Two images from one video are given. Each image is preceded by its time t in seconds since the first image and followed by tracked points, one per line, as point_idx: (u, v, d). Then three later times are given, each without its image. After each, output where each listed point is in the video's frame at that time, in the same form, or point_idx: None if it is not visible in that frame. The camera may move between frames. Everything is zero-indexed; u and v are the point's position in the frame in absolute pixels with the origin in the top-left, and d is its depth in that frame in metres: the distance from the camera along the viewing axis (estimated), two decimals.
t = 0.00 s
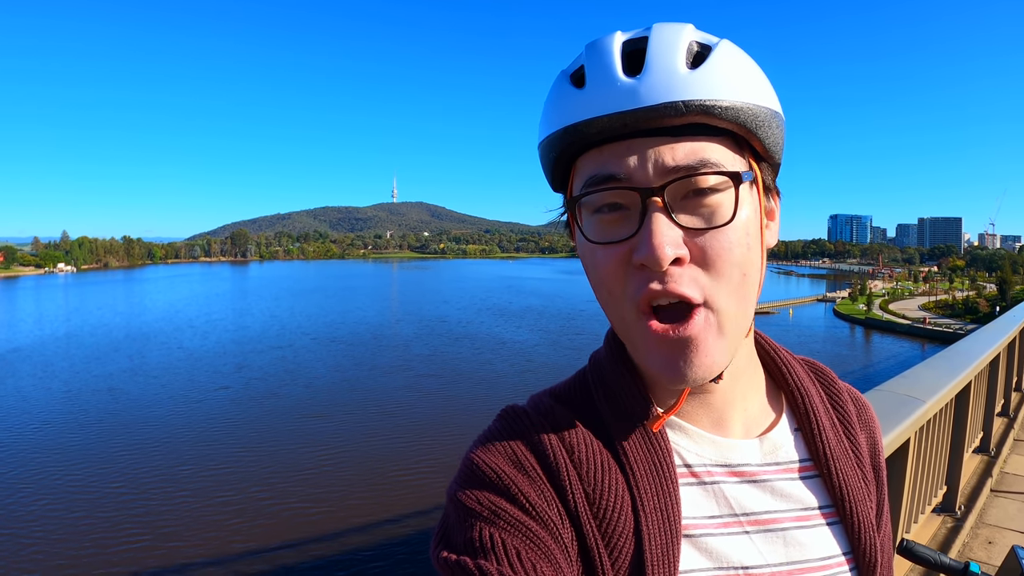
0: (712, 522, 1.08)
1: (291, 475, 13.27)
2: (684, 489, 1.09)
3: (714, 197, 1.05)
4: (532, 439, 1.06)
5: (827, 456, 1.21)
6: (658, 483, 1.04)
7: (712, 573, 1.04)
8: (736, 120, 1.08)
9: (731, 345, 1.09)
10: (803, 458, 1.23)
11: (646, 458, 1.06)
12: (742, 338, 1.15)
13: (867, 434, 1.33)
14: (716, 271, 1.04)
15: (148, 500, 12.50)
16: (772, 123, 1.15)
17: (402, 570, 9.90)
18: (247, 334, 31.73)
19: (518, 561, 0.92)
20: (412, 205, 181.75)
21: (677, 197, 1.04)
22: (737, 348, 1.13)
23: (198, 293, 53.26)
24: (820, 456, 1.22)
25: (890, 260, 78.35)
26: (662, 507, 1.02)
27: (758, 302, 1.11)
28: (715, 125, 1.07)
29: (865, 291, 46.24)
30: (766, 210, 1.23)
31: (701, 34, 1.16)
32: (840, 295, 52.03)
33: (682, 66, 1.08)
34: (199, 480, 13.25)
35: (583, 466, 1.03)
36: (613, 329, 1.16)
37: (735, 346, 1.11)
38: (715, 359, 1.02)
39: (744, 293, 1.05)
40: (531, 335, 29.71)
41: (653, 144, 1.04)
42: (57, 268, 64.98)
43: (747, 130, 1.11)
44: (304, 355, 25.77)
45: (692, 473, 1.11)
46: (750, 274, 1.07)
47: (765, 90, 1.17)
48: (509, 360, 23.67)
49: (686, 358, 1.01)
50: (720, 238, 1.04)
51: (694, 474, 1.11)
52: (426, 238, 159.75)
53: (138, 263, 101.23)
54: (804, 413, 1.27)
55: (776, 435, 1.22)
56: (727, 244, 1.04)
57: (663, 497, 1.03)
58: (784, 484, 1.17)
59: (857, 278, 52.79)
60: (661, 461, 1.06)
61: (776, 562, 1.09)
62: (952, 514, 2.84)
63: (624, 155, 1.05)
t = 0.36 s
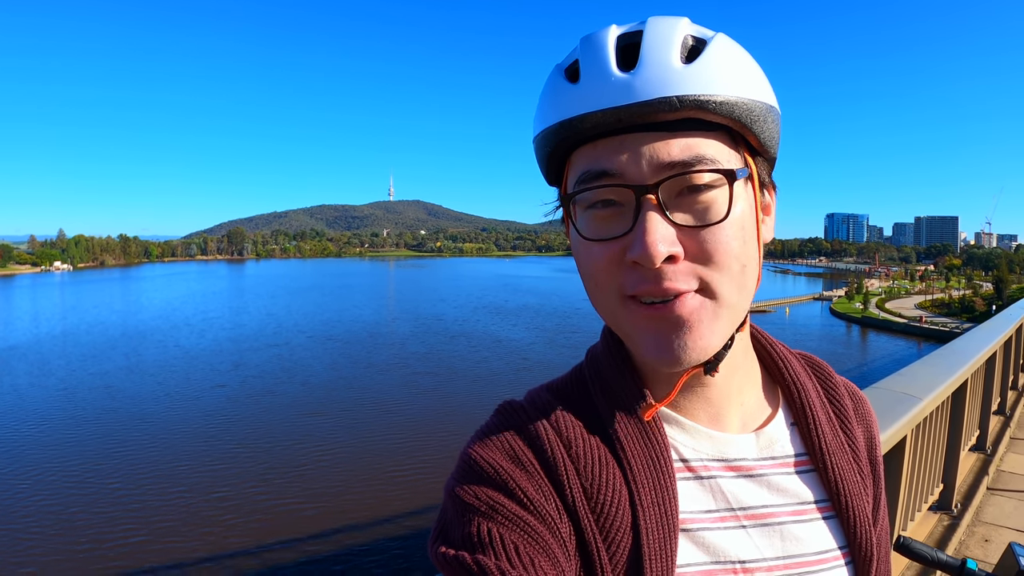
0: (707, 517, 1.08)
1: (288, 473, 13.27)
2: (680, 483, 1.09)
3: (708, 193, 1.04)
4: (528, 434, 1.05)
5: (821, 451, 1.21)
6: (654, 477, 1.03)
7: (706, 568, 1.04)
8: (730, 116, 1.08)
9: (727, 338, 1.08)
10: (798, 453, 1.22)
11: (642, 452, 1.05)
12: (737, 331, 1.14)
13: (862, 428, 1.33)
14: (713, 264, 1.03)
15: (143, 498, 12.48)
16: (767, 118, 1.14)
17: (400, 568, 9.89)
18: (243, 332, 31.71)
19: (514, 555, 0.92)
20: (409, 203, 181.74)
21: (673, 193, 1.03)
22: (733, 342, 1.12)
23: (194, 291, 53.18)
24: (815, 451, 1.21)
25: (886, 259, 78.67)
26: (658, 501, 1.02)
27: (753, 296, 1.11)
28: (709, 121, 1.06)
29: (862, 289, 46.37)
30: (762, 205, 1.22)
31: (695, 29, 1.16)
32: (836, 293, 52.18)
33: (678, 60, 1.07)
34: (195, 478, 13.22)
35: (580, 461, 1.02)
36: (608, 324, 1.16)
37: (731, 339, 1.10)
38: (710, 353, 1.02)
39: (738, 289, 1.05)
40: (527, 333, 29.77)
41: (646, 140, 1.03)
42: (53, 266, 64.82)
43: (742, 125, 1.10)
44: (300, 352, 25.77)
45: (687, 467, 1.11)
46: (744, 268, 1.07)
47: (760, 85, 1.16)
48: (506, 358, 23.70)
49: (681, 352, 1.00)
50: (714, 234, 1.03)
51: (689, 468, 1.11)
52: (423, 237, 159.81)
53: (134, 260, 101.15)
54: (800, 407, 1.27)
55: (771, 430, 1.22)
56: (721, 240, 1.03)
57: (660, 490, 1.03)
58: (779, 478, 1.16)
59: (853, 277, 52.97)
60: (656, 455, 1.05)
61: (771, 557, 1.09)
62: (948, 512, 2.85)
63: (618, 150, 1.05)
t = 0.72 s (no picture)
0: (707, 520, 1.08)
1: (286, 469, 13.28)
2: (682, 485, 1.09)
3: (705, 198, 1.05)
4: (529, 437, 1.05)
5: (822, 455, 1.21)
6: (655, 480, 1.04)
7: (706, 571, 1.04)
8: (726, 121, 1.08)
9: (728, 343, 1.09)
10: (799, 457, 1.23)
11: (643, 454, 1.06)
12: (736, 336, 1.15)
13: (864, 433, 1.33)
14: (712, 269, 1.03)
15: (141, 493, 12.48)
16: (765, 121, 1.15)
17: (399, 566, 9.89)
18: (242, 328, 31.75)
19: (518, 558, 0.92)
20: (409, 200, 181.65)
21: (670, 199, 1.04)
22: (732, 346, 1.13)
23: (194, 287, 53.18)
24: (815, 455, 1.22)
25: (886, 260, 78.83)
26: (658, 502, 1.02)
27: (752, 300, 1.11)
28: (706, 126, 1.06)
29: (861, 291, 46.42)
30: (760, 207, 1.23)
31: (689, 33, 1.16)
32: (835, 295, 52.22)
33: (670, 68, 1.07)
34: (192, 473, 13.21)
35: (580, 463, 1.03)
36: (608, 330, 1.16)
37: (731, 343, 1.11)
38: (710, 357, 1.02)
39: (737, 293, 1.06)
40: (526, 331, 29.80)
41: (641, 146, 1.03)
42: (53, 261, 64.82)
43: (739, 131, 1.10)
44: (299, 349, 25.82)
45: (687, 471, 1.11)
46: (744, 273, 1.07)
47: (757, 87, 1.16)
48: (504, 356, 23.74)
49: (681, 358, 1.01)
50: (714, 240, 1.03)
51: (690, 472, 1.11)
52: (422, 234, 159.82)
53: (133, 256, 101.10)
54: (800, 411, 1.27)
55: (771, 434, 1.22)
56: (720, 246, 1.04)
57: (660, 492, 1.03)
58: (780, 482, 1.17)
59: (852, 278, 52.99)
60: (657, 458, 1.06)
61: (770, 562, 1.09)
62: (946, 515, 2.86)
63: (615, 155, 1.04)
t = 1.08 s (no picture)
0: (706, 521, 1.08)
1: (287, 471, 13.27)
2: (678, 487, 1.09)
3: (710, 198, 1.05)
4: (528, 436, 1.06)
5: (821, 457, 1.21)
6: (654, 481, 1.04)
7: (705, 572, 1.04)
8: (732, 122, 1.08)
9: (729, 344, 1.09)
10: (797, 459, 1.22)
11: (641, 455, 1.05)
12: (737, 337, 1.14)
13: (863, 435, 1.33)
14: (714, 269, 1.03)
15: (141, 492, 12.49)
16: (768, 123, 1.15)
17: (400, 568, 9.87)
18: (244, 329, 31.80)
19: (514, 557, 0.92)
20: (411, 203, 181.77)
21: (674, 199, 1.04)
22: (732, 347, 1.13)
23: (196, 287, 53.24)
24: (814, 458, 1.21)
25: (889, 267, 78.62)
26: (656, 505, 1.02)
27: (754, 302, 1.11)
28: (712, 127, 1.07)
29: (863, 297, 46.35)
30: (765, 208, 1.22)
31: (696, 34, 1.16)
32: (837, 301, 52.10)
33: (679, 66, 1.07)
34: (191, 474, 13.21)
35: (580, 464, 1.03)
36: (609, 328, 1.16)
37: (732, 344, 1.10)
38: (710, 358, 1.02)
39: (739, 295, 1.06)
40: (527, 335, 29.79)
41: (649, 145, 1.03)
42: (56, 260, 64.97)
43: (743, 131, 1.10)
44: (300, 350, 25.85)
45: (686, 473, 1.11)
46: (746, 273, 1.07)
47: (762, 89, 1.16)
48: (505, 359, 23.73)
49: (683, 358, 1.01)
50: (718, 240, 1.03)
51: (688, 473, 1.11)
52: (424, 237, 159.81)
53: (136, 256, 101.15)
54: (800, 413, 1.27)
55: (770, 436, 1.22)
56: (724, 246, 1.04)
57: (659, 493, 1.03)
58: (778, 484, 1.16)
59: (854, 284, 52.87)
60: (656, 460, 1.05)
61: (768, 562, 1.09)
62: (947, 522, 2.84)
63: (621, 153, 1.04)
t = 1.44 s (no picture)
0: (704, 523, 1.08)
1: (286, 473, 13.25)
2: (676, 489, 1.09)
3: (713, 195, 1.05)
4: (526, 438, 1.05)
5: (818, 460, 1.20)
6: (651, 483, 1.03)
7: (702, 573, 1.04)
8: (735, 119, 1.09)
9: (729, 343, 1.09)
10: (795, 460, 1.22)
11: (640, 457, 1.05)
12: (736, 338, 1.15)
13: (859, 437, 1.33)
14: (715, 269, 1.03)
15: (140, 493, 12.47)
16: (769, 124, 1.16)
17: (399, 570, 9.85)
18: (244, 332, 31.82)
19: (514, 558, 0.92)
20: (412, 208, 181.87)
21: (677, 196, 1.04)
22: (733, 348, 1.13)
23: (197, 290, 53.27)
24: (811, 460, 1.21)
25: (889, 274, 78.54)
26: (656, 508, 1.01)
27: (754, 303, 1.11)
28: (715, 123, 1.07)
29: (864, 303, 46.28)
30: (766, 209, 1.23)
31: (698, 37, 1.16)
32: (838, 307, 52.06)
33: (682, 65, 1.08)
34: (190, 475, 13.19)
35: (578, 465, 1.03)
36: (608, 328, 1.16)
37: (731, 343, 1.11)
38: (712, 355, 1.02)
39: (741, 291, 1.06)
40: (526, 340, 29.79)
41: (652, 141, 1.04)
42: (56, 262, 64.94)
43: (745, 129, 1.11)
44: (300, 354, 25.86)
45: (684, 475, 1.11)
46: (748, 270, 1.07)
47: (764, 90, 1.17)
48: (505, 364, 23.73)
49: (685, 357, 1.01)
50: (719, 236, 1.04)
51: (686, 476, 1.11)
52: (425, 241, 159.87)
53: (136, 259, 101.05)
54: (798, 415, 1.26)
55: (767, 438, 1.21)
56: (726, 243, 1.04)
57: (658, 496, 1.02)
58: (774, 486, 1.16)
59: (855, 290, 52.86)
60: (654, 460, 1.05)
61: (765, 564, 1.08)
62: (946, 527, 2.84)
63: (623, 150, 1.05)
